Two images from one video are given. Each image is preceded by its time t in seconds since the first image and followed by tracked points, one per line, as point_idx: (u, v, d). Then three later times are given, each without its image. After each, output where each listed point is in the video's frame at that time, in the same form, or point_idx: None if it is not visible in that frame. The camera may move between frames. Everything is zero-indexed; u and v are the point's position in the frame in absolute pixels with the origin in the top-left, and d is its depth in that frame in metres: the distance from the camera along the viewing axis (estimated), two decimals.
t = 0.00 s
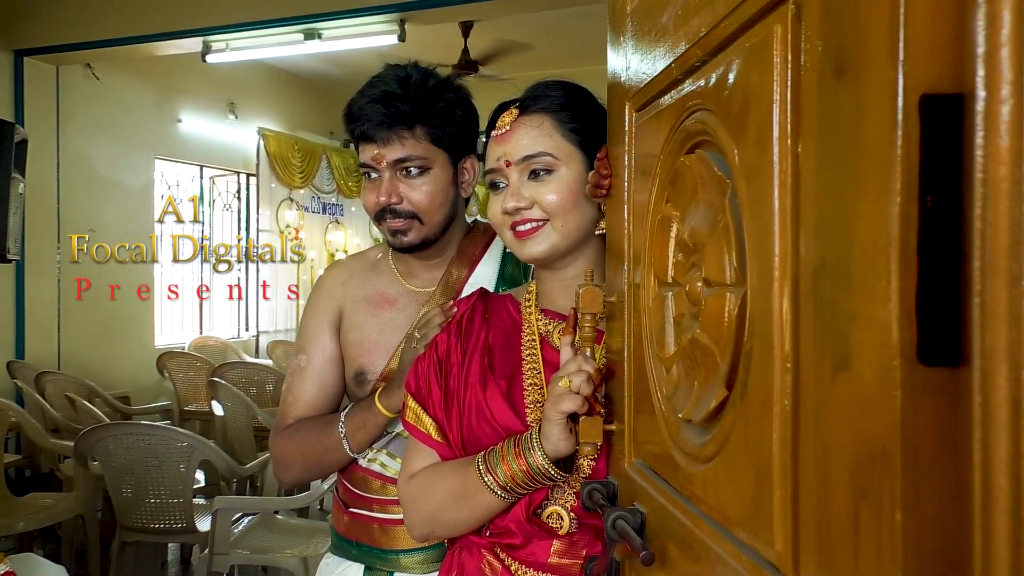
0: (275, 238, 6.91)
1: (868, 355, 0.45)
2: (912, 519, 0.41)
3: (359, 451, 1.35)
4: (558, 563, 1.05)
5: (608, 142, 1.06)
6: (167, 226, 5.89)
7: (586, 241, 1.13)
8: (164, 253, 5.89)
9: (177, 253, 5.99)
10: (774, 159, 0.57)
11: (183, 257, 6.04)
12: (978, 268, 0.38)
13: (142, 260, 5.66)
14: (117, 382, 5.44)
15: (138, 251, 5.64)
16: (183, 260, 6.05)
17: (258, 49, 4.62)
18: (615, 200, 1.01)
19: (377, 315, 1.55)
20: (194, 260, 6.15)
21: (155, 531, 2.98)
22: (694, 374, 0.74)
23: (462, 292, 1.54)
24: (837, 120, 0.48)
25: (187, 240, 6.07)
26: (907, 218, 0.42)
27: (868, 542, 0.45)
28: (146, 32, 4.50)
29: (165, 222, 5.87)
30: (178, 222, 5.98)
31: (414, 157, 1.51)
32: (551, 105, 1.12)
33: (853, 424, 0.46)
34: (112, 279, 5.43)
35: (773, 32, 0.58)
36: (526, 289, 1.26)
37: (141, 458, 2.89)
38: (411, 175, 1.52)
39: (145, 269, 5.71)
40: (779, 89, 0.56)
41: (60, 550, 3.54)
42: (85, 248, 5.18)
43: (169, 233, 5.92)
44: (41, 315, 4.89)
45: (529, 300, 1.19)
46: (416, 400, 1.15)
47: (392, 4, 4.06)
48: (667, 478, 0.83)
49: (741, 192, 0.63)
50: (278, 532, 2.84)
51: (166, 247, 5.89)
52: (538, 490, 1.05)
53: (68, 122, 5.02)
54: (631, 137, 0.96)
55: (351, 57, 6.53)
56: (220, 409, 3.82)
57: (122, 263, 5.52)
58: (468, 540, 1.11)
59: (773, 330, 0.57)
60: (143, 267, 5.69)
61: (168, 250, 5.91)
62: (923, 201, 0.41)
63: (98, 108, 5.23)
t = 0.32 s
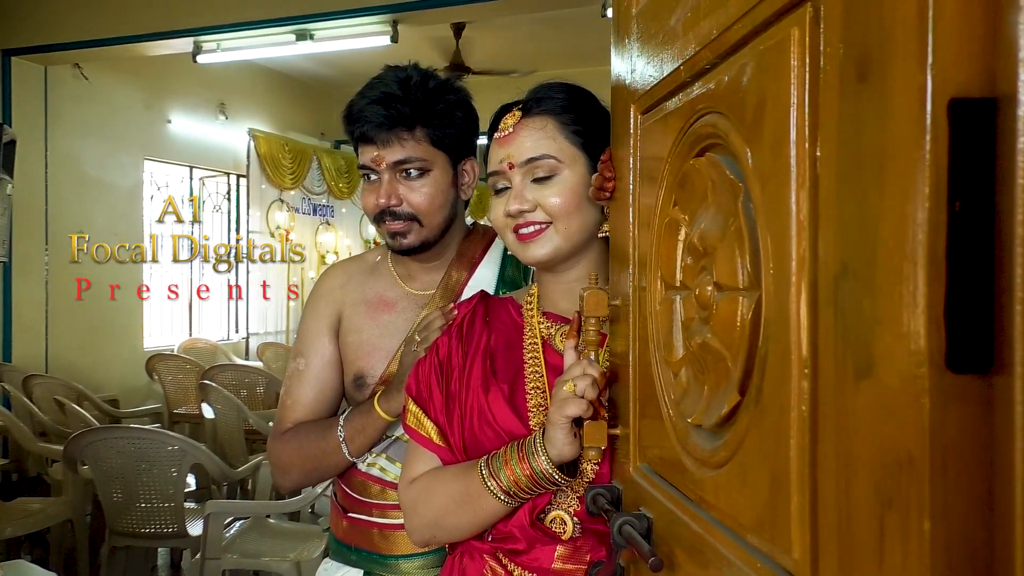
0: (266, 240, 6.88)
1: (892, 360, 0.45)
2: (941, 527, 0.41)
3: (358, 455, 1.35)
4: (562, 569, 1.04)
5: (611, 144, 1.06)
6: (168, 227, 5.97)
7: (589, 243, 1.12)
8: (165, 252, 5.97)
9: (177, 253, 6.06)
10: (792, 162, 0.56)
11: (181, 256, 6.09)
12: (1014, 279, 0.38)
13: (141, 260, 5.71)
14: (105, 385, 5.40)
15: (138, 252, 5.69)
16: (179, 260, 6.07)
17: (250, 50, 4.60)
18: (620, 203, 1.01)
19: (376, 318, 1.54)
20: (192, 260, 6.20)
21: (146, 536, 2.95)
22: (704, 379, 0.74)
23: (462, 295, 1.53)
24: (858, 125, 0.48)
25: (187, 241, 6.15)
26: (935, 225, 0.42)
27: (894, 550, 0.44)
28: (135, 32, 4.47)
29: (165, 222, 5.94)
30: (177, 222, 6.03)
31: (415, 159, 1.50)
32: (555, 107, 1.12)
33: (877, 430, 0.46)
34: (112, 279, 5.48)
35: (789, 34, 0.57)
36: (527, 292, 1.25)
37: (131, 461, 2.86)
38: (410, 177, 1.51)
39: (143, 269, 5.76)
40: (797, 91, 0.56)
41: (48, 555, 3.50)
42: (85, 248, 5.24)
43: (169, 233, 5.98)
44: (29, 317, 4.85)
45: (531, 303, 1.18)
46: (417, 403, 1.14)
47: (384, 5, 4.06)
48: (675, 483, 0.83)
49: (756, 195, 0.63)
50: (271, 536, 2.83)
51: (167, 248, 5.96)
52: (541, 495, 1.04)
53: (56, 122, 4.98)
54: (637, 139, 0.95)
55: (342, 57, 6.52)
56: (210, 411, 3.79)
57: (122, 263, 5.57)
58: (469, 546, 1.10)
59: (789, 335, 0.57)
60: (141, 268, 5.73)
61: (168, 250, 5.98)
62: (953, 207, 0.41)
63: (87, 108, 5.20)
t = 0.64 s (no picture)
0: (253, 242, 6.85)
1: (914, 364, 0.44)
2: (966, 534, 0.41)
3: (355, 459, 1.34)
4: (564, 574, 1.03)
5: (614, 148, 1.06)
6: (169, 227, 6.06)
7: (590, 247, 1.12)
8: (167, 252, 6.05)
9: (178, 252, 6.14)
10: (807, 165, 0.56)
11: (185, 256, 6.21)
12: None
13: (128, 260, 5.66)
14: (91, 388, 5.35)
15: (132, 252, 5.70)
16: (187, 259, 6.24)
17: (238, 50, 4.57)
18: (622, 207, 1.00)
19: (374, 321, 1.53)
20: (196, 259, 6.34)
21: (135, 541, 2.92)
22: (712, 384, 0.74)
23: (460, 298, 1.52)
24: (878, 129, 0.48)
25: (188, 240, 6.23)
26: (960, 229, 0.42)
27: (917, 556, 0.44)
28: (122, 31, 4.43)
29: (166, 223, 6.02)
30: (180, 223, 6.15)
31: (412, 161, 1.49)
32: (555, 109, 1.11)
33: (899, 437, 0.45)
34: (112, 279, 5.54)
35: (804, 37, 0.56)
36: (526, 295, 1.25)
37: (119, 465, 2.83)
38: (408, 179, 1.50)
39: (145, 269, 5.85)
40: (812, 95, 0.55)
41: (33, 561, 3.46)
42: (85, 248, 5.30)
43: (168, 233, 6.05)
44: (13, 319, 4.79)
45: (531, 306, 1.18)
46: (417, 407, 1.13)
47: (374, 7, 4.05)
48: (680, 487, 0.83)
49: (768, 198, 0.62)
50: (261, 540, 2.81)
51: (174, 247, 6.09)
52: (543, 500, 1.04)
53: (42, 122, 4.93)
54: (640, 143, 0.95)
55: (331, 59, 6.51)
56: (198, 414, 3.76)
57: (123, 263, 5.64)
58: (470, 551, 1.10)
59: (804, 340, 0.56)
60: (140, 268, 5.79)
61: (165, 250, 6.00)
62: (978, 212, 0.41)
63: (73, 108, 5.15)
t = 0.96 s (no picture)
0: (241, 243, 6.82)
1: (943, 365, 0.44)
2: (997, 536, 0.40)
3: (352, 461, 1.33)
4: None
5: (617, 148, 1.05)
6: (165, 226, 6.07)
7: (592, 247, 1.11)
8: (166, 252, 6.11)
9: (177, 252, 6.22)
10: (825, 164, 0.55)
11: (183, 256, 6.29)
12: None
13: (114, 260, 5.60)
14: (77, 390, 5.30)
15: (118, 252, 5.65)
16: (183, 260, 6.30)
17: (225, 50, 4.54)
18: (625, 208, 1.00)
19: (371, 323, 1.52)
20: (187, 260, 6.34)
21: (125, 544, 2.89)
22: (721, 386, 0.73)
23: (458, 299, 1.52)
24: (902, 128, 0.47)
25: (179, 241, 6.22)
26: (991, 228, 0.41)
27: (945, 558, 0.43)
28: (108, 30, 4.38)
29: (161, 222, 6.00)
30: (175, 222, 6.17)
31: (410, 161, 1.48)
32: (556, 110, 1.11)
33: (925, 441, 0.45)
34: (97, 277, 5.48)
35: (822, 36, 0.55)
36: (526, 296, 1.24)
37: (106, 468, 2.80)
38: (406, 179, 1.49)
39: (131, 269, 5.80)
40: (830, 94, 0.54)
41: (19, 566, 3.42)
42: (84, 249, 5.36)
43: (169, 233, 6.11)
44: None
45: (531, 307, 1.17)
46: (417, 408, 1.12)
47: (364, 6, 4.04)
48: (686, 489, 0.82)
49: (784, 199, 0.62)
50: (251, 543, 2.78)
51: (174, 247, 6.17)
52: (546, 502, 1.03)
53: (26, 121, 4.87)
54: (644, 143, 0.95)
55: (319, 59, 6.49)
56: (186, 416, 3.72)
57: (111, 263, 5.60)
58: (471, 553, 1.09)
59: (822, 342, 0.56)
60: (126, 268, 5.74)
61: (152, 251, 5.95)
62: (1009, 211, 0.40)
63: (58, 107, 5.10)
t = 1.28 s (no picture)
0: (228, 242, 6.78)
1: (972, 365, 0.43)
2: None
3: (350, 462, 1.33)
4: None
5: (620, 146, 1.05)
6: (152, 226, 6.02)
7: (592, 247, 1.11)
8: (153, 253, 6.06)
9: (164, 253, 6.17)
10: (844, 161, 0.55)
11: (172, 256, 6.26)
12: None
13: (99, 260, 5.54)
14: (62, 391, 5.26)
15: (104, 252, 5.59)
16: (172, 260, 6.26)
17: (213, 48, 4.50)
18: (628, 207, 0.99)
19: (369, 323, 1.51)
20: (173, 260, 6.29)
21: (113, 548, 2.85)
22: (732, 384, 0.73)
23: (456, 299, 1.51)
24: (927, 124, 0.47)
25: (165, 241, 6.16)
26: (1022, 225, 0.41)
27: (973, 559, 0.43)
28: (93, 28, 4.33)
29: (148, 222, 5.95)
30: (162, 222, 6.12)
31: (408, 159, 1.48)
32: (557, 108, 1.10)
33: (952, 441, 0.44)
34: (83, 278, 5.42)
35: (842, 32, 0.55)
36: (526, 295, 1.23)
37: (95, 470, 2.77)
38: (403, 178, 1.48)
39: (117, 269, 5.74)
40: (849, 91, 0.54)
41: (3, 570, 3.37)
42: (86, 248, 5.43)
43: (170, 232, 6.23)
44: None
45: (531, 307, 1.17)
46: (417, 408, 1.12)
47: (354, 6, 4.02)
48: (692, 489, 0.82)
49: (799, 198, 0.61)
50: (241, 546, 2.76)
51: (165, 246, 6.16)
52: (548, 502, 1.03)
53: (11, 119, 4.82)
54: (648, 141, 0.94)
55: (308, 58, 6.46)
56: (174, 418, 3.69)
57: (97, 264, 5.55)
58: (472, 555, 1.08)
59: (842, 340, 0.55)
60: (112, 267, 5.69)
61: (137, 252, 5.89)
62: None
63: (43, 105, 5.04)
